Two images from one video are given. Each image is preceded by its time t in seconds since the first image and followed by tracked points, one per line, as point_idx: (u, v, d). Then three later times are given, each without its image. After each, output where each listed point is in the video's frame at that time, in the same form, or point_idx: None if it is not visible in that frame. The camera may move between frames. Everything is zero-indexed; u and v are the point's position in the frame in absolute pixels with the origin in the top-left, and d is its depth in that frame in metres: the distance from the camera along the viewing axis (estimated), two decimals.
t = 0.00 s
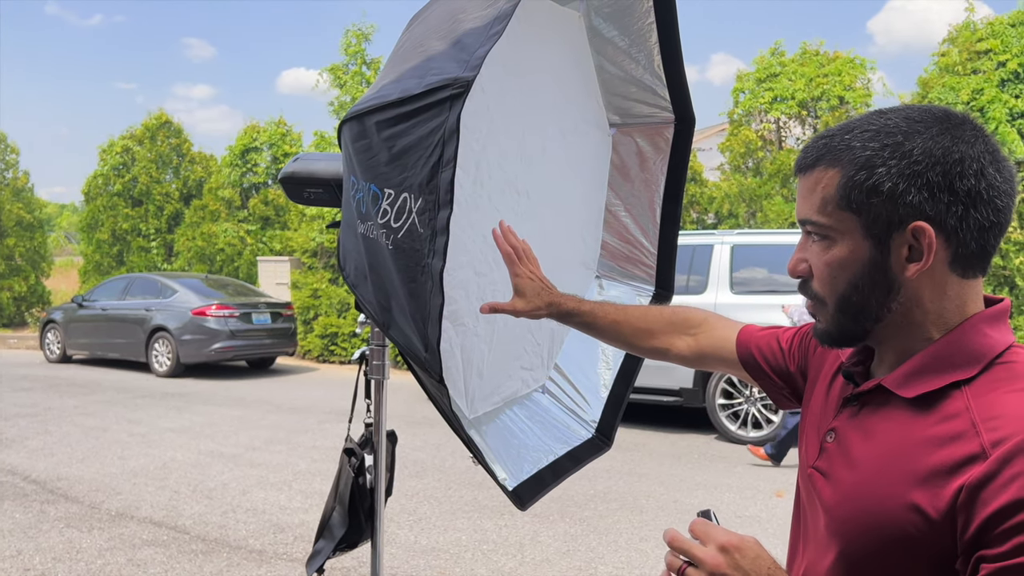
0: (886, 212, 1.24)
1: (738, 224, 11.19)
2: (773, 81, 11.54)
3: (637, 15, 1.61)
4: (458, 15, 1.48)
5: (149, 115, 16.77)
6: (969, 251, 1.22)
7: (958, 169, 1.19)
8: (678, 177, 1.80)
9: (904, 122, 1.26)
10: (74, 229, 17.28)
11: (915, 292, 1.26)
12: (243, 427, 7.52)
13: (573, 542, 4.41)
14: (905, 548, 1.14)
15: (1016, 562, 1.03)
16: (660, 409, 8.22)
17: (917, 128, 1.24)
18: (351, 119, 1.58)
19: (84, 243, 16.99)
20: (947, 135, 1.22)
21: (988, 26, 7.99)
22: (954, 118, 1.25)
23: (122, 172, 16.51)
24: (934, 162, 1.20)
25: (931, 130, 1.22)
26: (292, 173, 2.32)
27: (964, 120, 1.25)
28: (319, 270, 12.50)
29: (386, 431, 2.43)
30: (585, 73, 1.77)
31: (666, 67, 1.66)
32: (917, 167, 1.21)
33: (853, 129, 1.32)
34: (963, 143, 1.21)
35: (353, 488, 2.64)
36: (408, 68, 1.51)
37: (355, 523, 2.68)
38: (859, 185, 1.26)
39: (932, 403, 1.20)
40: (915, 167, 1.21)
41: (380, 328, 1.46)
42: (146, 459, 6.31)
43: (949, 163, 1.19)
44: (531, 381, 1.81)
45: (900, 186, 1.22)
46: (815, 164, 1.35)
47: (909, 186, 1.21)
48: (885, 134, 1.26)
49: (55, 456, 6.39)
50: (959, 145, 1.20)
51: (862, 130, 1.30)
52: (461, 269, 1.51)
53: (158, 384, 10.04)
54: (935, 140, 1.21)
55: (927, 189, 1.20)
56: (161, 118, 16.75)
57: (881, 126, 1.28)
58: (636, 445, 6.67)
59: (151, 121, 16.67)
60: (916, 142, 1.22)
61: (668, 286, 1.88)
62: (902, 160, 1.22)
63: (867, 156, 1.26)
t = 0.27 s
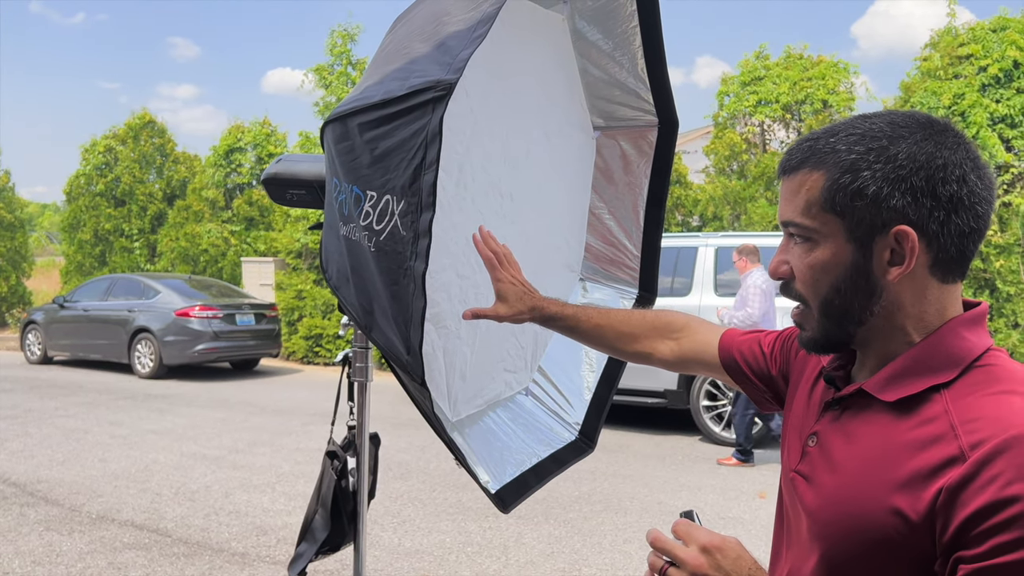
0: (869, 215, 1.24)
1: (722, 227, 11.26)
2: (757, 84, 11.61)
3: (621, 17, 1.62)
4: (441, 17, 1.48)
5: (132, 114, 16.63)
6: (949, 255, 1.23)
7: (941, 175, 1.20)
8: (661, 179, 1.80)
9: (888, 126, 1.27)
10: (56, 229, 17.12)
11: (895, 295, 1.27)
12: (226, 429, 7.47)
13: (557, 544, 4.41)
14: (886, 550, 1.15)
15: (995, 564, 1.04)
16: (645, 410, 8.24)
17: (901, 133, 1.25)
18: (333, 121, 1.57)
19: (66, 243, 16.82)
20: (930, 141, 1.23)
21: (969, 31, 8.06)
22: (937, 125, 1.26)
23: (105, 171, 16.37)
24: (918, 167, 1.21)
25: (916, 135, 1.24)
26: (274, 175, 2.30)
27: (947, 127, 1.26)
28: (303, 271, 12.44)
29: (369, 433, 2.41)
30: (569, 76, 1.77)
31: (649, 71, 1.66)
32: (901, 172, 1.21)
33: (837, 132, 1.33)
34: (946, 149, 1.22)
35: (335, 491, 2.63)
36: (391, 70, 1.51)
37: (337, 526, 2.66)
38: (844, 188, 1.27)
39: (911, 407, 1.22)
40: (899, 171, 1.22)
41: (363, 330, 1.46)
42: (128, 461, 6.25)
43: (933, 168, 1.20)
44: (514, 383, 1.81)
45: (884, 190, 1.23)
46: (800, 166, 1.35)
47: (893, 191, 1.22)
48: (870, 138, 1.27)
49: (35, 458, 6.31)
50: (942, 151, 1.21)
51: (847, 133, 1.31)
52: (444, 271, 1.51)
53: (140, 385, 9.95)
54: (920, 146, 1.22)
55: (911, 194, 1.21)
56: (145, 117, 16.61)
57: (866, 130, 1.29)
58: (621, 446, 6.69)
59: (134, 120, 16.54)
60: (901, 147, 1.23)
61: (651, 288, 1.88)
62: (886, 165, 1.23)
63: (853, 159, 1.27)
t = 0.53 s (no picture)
0: (856, 220, 1.25)
1: (709, 229, 11.32)
2: (744, 87, 11.67)
3: (608, 20, 1.61)
4: (426, 19, 1.47)
5: (117, 113, 16.50)
6: (934, 261, 1.24)
7: (928, 180, 1.21)
8: (647, 182, 1.80)
9: (876, 131, 1.28)
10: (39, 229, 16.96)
11: (880, 300, 1.28)
12: (211, 431, 7.41)
13: (544, 546, 4.41)
14: (870, 555, 1.15)
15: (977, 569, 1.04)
16: (631, 412, 8.26)
17: (888, 138, 1.25)
18: (318, 123, 1.56)
19: (50, 243, 16.67)
20: (918, 147, 1.23)
21: (954, 36, 8.13)
22: (924, 130, 1.27)
23: (89, 171, 16.24)
24: (906, 172, 1.21)
25: (903, 140, 1.24)
26: (259, 176, 2.29)
27: (934, 133, 1.27)
28: (290, 272, 12.38)
29: (355, 435, 2.40)
30: (555, 79, 1.77)
31: (635, 74, 1.66)
32: (889, 176, 1.22)
33: (826, 135, 1.33)
34: (934, 154, 1.23)
35: (320, 494, 2.61)
36: (376, 71, 1.50)
37: (321, 529, 2.64)
38: (832, 191, 1.27)
39: (896, 411, 1.22)
40: (887, 176, 1.22)
41: (347, 333, 1.45)
42: (111, 463, 6.19)
43: (920, 173, 1.21)
44: (500, 386, 1.81)
45: (871, 195, 1.23)
46: (787, 168, 1.36)
47: (880, 195, 1.23)
48: (858, 142, 1.27)
49: (17, 461, 6.24)
50: (929, 157, 1.22)
51: (835, 137, 1.31)
52: (430, 274, 1.50)
53: (124, 387, 9.87)
54: (907, 151, 1.23)
55: (898, 199, 1.22)
56: (130, 117, 16.49)
57: (854, 134, 1.30)
58: (607, 448, 6.70)
59: (120, 120, 16.40)
60: (888, 152, 1.23)
61: (637, 290, 1.88)
62: (874, 169, 1.24)
63: (840, 163, 1.27)
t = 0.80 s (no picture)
0: (851, 220, 1.25)
1: (698, 230, 11.35)
2: (733, 89, 11.70)
3: (598, 21, 1.61)
4: (416, 19, 1.46)
5: (105, 112, 16.40)
6: (926, 264, 1.25)
7: (923, 183, 1.21)
8: (637, 184, 1.80)
9: (874, 132, 1.28)
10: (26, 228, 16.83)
11: (871, 301, 1.28)
12: (200, 433, 7.37)
13: (533, 547, 4.41)
14: (862, 558, 1.15)
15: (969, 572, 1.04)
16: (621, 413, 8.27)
17: (887, 139, 1.25)
18: (306, 123, 1.55)
19: (37, 243, 16.55)
20: (914, 149, 1.24)
21: (941, 39, 8.18)
22: (922, 133, 1.27)
23: (76, 170, 16.14)
24: (901, 174, 1.22)
25: (900, 142, 1.24)
26: (247, 176, 2.28)
27: (932, 136, 1.27)
28: (279, 273, 12.32)
29: (343, 437, 2.38)
30: (546, 80, 1.76)
31: (626, 75, 1.66)
32: (885, 178, 1.22)
33: (823, 135, 1.33)
34: (930, 158, 1.23)
35: (309, 496, 2.60)
36: (366, 70, 1.49)
37: (310, 531, 2.63)
38: (828, 191, 1.27)
39: (887, 414, 1.22)
40: (883, 177, 1.22)
41: (335, 335, 1.44)
42: (98, 465, 6.14)
43: (916, 176, 1.21)
44: (490, 387, 1.79)
45: (867, 195, 1.23)
46: (784, 167, 1.35)
47: (876, 197, 1.23)
48: (855, 143, 1.27)
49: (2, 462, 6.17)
50: (926, 160, 1.22)
51: (832, 137, 1.31)
52: (420, 274, 1.49)
53: (111, 388, 9.79)
54: (903, 153, 1.23)
55: (893, 200, 1.22)
56: (118, 116, 16.39)
57: (851, 135, 1.29)
58: (597, 449, 6.70)
59: (108, 119, 16.28)
60: (886, 153, 1.23)
61: (627, 291, 1.88)
62: (870, 170, 1.23)
63: (837, 163, 1.27)
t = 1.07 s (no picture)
0: (849, 221, 1.25)
1: (691, 231, 11.38)
2: (726, 90, 11.72)
3: (594, 22, 1.60)
4: (411, 19, 1.46)
5: (96, 111, 16.33)
6: (925, 265, 1.25)
7: (921, 185, 1.21)
8: (633, 185, 1.80)
9: (872, 133, 1.27)
10: (17, 228, 16.75)
11: (870, 302, 1.28)
12: (191, 433, 7.33)
13: (526, 549, 4.40)
14: (861, 560, 1.15)
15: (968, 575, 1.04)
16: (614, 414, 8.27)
17: (884, 140, 1.25)
18: (301, 123, 1.54)
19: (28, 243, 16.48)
20: (912, 150, 1.23)
21: (933, 41, 8.22)
22: (920, 135, 1.27)
23: (67, 169, 16.08)
24: (899, 175, 1.21)
25: (899, 144, 1.24)
26: (241, 176, 2.27)
27: (930, 138, 1.27)
28: (271, 273, 12.28)
29: (337, 439, 2.37)
30: (541, 80, 1.76)
31: (621, 76, 1.65)
32: (883, 179, 1.22)
33: (821, 136, 1.32)
34: (928, 159, 1.23)
35: (301, 498, 2.58)
36: (361, 70, 1.48)
37: (303, 533, 2.61)
38: (826, 192, 1.27)
39: (886, 416, 1.22)
40: (882, 178, 1.22)
41: (331, 336, 1.43)
42: (89, 466, 6.10)
43: (915, 177, 1.21)
44: (485, 389, 1.78)
45: (865, 197, 1.23)
46: (781, 168, 1.35)
47: (875, 198, 1.23)
48: (854, 144, 1.27)
49: None
50: (924, 162, 1.22)
51: (830, 138, 1.31)
52: (415, 275, 1.48)
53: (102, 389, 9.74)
54: (902, 155, 1.23)
55: (891, 202, 1.22)
56: (109, 116, 16.33)
57: (849, 136, 1.29)
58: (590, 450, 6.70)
59: (99, 118, 16.19)
60: (883, 154, 1.23)
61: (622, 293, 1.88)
62: (869, 171, 1.23)
63: (835, 164, 1.27)
